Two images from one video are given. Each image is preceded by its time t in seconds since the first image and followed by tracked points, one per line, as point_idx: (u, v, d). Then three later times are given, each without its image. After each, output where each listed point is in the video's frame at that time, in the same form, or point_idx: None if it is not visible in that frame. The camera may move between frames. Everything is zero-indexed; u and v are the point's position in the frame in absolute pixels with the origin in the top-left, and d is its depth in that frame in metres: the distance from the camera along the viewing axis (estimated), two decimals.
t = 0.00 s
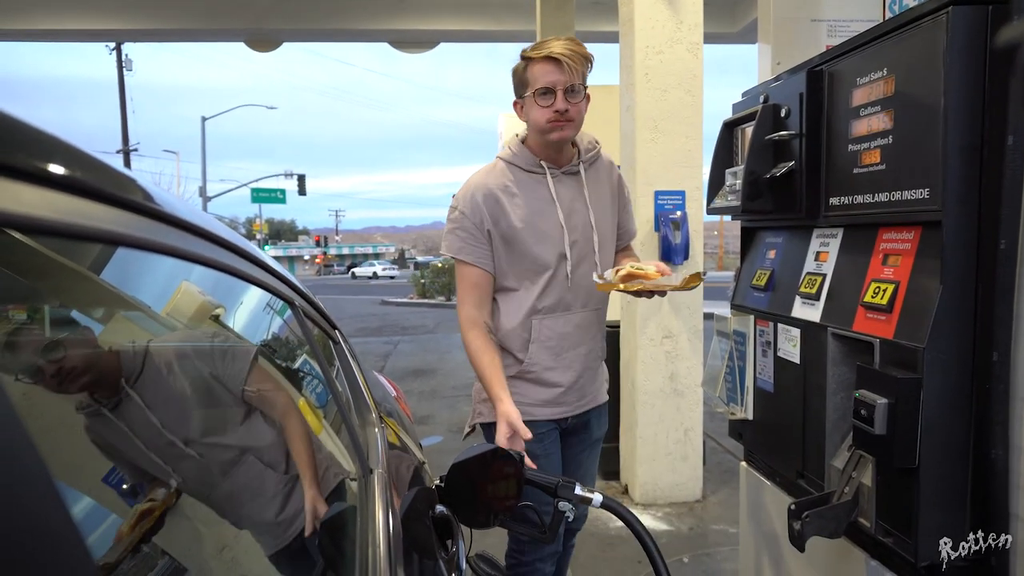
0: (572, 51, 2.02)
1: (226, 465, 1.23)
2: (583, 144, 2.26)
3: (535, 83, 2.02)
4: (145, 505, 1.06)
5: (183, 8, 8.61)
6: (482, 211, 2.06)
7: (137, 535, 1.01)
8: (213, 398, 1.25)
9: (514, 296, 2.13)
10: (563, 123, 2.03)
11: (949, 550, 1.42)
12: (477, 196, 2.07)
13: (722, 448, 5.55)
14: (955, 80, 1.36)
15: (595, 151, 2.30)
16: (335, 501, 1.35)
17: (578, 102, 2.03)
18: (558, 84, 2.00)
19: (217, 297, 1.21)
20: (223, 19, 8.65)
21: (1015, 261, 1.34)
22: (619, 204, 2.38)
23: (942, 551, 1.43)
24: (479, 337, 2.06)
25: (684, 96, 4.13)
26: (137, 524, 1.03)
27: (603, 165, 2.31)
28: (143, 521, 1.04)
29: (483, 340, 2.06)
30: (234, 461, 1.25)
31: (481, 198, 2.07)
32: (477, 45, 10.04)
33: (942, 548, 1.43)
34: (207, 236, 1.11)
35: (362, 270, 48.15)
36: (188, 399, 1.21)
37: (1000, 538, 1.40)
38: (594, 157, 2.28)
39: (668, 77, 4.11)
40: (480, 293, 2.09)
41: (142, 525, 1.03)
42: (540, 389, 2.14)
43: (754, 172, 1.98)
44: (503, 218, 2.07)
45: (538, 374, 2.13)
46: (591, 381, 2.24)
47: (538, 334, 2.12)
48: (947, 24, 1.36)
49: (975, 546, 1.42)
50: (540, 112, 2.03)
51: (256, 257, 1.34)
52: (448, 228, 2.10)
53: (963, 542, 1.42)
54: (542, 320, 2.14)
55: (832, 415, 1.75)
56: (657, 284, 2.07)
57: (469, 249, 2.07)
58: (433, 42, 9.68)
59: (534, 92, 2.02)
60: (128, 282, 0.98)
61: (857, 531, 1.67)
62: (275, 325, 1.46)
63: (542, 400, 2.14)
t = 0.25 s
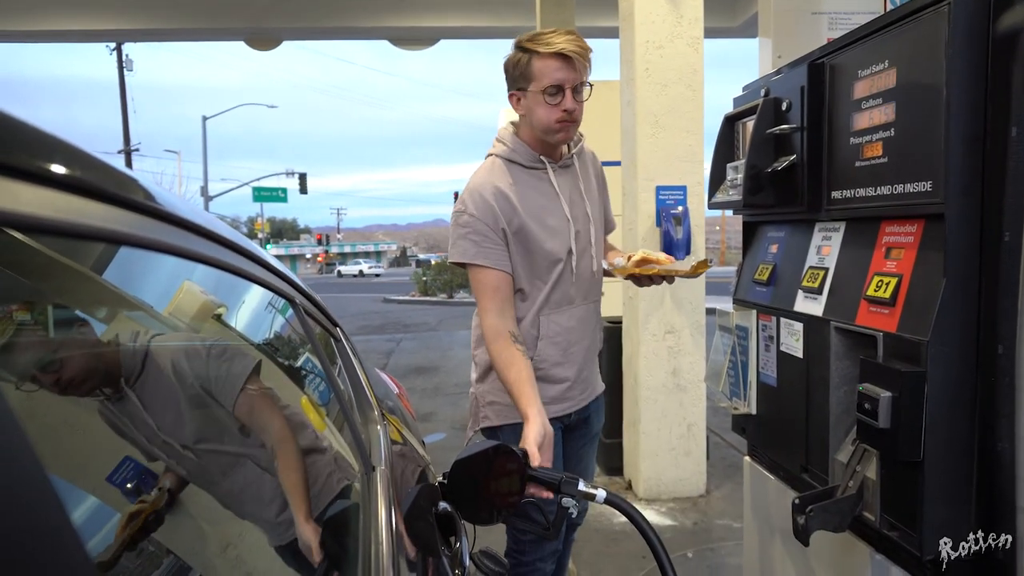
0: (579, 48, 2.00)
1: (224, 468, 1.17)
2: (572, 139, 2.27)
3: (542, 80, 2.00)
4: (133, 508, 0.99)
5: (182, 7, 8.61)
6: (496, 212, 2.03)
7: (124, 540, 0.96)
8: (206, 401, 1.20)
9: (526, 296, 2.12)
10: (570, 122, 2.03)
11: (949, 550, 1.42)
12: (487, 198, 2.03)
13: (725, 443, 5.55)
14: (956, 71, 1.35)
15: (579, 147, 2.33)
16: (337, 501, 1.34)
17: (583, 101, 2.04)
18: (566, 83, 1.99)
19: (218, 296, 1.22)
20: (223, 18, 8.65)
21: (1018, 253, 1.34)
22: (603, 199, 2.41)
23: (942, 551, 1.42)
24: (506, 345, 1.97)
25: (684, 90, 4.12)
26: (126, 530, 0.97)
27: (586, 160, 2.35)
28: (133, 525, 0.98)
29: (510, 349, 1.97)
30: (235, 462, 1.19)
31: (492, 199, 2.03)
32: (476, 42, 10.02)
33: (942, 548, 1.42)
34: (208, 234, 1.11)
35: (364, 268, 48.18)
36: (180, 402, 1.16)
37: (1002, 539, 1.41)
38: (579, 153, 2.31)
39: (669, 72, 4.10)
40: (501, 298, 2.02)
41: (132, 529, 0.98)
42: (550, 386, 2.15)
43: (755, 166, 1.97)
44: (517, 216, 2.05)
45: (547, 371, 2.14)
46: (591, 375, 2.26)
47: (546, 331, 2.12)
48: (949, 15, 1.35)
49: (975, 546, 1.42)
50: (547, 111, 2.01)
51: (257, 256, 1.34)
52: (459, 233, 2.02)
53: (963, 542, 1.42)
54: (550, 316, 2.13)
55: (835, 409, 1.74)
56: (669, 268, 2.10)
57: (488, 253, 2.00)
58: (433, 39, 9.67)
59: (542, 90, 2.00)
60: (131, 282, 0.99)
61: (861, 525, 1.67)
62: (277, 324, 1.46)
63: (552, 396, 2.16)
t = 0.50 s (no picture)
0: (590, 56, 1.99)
1: (217, 474, 1.19)
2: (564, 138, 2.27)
3: (552, 87, 1.98)
4: (122, 512, 0.98)
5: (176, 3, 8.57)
6: (506, 219, 2.00)
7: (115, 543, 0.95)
8: (197, 408, 1.22)
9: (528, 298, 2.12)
10: (575, 130, 2.04)
11: (949, 550, 1.42)
12: (497, 205, 1.99)
13: (718, 443, 5.55)
14: (952, 71, 1.35)
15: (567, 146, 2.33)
16: (330, 501, 1.33)
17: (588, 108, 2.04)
18: (575, 92, 1.99)
19: (212, 294, 1.21)
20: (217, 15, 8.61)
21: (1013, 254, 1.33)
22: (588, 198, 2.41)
23: (942, 551, 1.42)
24: (518, 358, 1.91)
25: (679, 90, 4.12)
26: (115, 533, 0.96)
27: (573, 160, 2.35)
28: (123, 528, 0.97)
29: (521, 359, 1.92)
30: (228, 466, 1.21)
31: (502, 206, 2.00)
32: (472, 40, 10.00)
33: (942, 548, 1.42)
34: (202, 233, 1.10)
35: (359, 267, 48.09)
36: (171, 408, 1.19)
37: (1001, 539, 1.39)
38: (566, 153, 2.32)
39: (664, 71, 4.10)
40: (513, 308, 1.96)
41: (121, 531, 0.97)
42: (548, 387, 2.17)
43: (750, 165, 1.96)
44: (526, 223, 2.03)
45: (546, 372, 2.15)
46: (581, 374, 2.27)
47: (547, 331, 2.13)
48: (944, 14, 1.35)
49: (975, 547, 1.41)
50: (557, 118, 2.00)
51: (251, 253, 1.33)
52: (471, 243, 1.97)
53: (963, 542, 1.41)
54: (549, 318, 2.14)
55: (828, 408, 1.74)
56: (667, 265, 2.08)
57: (500, 260, 1.96)
58: (428, 37, 9.65)
59: (551, 97, 1.98)
60: (123, 280, 0.98)
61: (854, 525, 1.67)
62: (269, 322, 1.45)
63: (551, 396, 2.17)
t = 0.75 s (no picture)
0: (586, 65, 2.01)
1: (207, 476, 1.21)
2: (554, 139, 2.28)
3: (548, 94, 1.99)
4: (116, 514, 1.00)
5: (160, 5, 8.51)
6: (502, 218, 2.00)
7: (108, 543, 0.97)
8: (183, 412, 1.24)
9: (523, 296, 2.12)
10: (569, 137, 2.06)
11: (949, 550, 1.43)
12: (492, 205, 2.00)
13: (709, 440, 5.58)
14: (935, 70, 1.36)
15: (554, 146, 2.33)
16: (323, 501, 1.33)
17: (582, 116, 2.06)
18: (570, 100, 2.01)
19: (199, 296, 1.21)
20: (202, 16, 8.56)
21: (998, 250, 1.35)
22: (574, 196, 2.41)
23: (942, 551, 1.43)
24: (512, 349, 1.93)
25: (666, 89, 4.13)
26: (109, 534, 0.98)
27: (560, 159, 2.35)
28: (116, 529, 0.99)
29: (516, 351, 1.93)
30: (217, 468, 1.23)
31: (497, 205, 2.00)
32: (459, 40, 10.00)
33: (942, 548, 1.43)
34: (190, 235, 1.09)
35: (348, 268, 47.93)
36: (158, 413, 1.20)
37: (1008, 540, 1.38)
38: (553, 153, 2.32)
39: (651, 71, 4.11)
40: (506, 306, 1.98)
41: (116, 532, 0.99)
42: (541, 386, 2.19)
43: (738, 165, 1.96)
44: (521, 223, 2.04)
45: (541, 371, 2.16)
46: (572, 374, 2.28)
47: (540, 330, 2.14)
48: (926, 15, 1.36)
49: (976, 547, 1.42)
50: (552, 125, 2.02)
51: (240, 257, 1.33)
52: (467, 242, 1.96)
53: (963, 542, 1.42)
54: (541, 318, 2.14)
55: (819, 406, 1.75)
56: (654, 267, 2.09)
57: (494, 260, 1.97)
58: (415, 37, 9.63)
59: (548, 104, 1.99)
60: (110, 283, 0.98)
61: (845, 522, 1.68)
62: (258, 325, 1.44)
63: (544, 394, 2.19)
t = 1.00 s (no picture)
0: (598, 70, 2.02)
1: (201, 479, 1.26)
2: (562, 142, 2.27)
3: (560, 97, 2.00)
4: (110, 513, 1.06)
5: (164, 7, 8.54)
6: (507, 217, 2.01)
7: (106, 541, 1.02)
8: (180, 414, 1.25)
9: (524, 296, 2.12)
10: (579, 140, 2.06)
11: (950, 551, 1.42)
12: (498, 203, 2.00)
13: (709, 444, 5.56)
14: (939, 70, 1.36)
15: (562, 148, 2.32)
16: (320, 505, 1.32)
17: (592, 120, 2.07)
18: (581, 103, 2.01)
19: (199, 300, 1.19)
20: (206, 19, 8.58)
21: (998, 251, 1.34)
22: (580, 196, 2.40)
23: (942, 552, 1.43)
24: (516, 341, 1.94)
25: (669, 92, 4.13)
26: (104, 534, 1.03)
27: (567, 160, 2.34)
28: (111, 527, 1.05)
29: (519, 342, 1.94)
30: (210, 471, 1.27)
31: (502, 204, 2.01)
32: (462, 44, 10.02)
33: (942, 548, 1.42)
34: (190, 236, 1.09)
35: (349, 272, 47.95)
36: (154, 417, 1.22)
37: (1003, 539, 1.36)
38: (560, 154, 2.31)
39: (654, 74, 4.11)
40: (508, 301, 1.99)
41: (112, 531, 1.05)
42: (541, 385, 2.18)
43: (739, 166, 1.97)
44: (524, 223, 2.04)
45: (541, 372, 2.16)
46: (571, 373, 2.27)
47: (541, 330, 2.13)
48: (933, 14, 1.36)
49: (976, 547, 1.40)
50: (563, 128, 2.02)
51: (241, 259, 1.33)
52: (470, 239, 1.98)
53: (964, 542, 1.41)
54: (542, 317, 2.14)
55: (816, 406, 1.75)
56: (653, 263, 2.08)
57: (498, 258, 1.98)
58: (418, 41, 9.65)
59: (559, 106, 2.00)
60: (111, 287, 0.97)
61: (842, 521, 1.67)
62: (258, 328, 1.43)
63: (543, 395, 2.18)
